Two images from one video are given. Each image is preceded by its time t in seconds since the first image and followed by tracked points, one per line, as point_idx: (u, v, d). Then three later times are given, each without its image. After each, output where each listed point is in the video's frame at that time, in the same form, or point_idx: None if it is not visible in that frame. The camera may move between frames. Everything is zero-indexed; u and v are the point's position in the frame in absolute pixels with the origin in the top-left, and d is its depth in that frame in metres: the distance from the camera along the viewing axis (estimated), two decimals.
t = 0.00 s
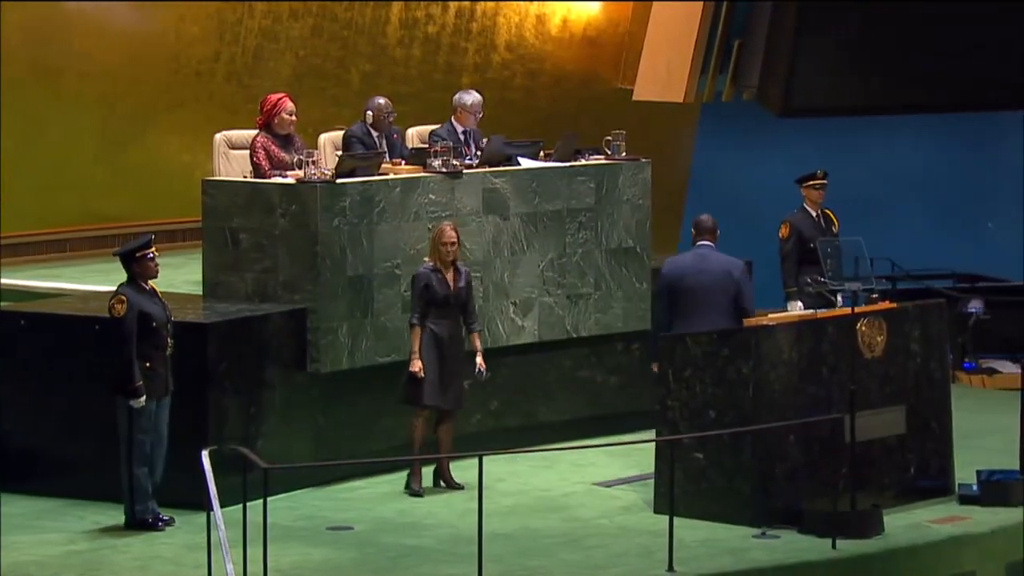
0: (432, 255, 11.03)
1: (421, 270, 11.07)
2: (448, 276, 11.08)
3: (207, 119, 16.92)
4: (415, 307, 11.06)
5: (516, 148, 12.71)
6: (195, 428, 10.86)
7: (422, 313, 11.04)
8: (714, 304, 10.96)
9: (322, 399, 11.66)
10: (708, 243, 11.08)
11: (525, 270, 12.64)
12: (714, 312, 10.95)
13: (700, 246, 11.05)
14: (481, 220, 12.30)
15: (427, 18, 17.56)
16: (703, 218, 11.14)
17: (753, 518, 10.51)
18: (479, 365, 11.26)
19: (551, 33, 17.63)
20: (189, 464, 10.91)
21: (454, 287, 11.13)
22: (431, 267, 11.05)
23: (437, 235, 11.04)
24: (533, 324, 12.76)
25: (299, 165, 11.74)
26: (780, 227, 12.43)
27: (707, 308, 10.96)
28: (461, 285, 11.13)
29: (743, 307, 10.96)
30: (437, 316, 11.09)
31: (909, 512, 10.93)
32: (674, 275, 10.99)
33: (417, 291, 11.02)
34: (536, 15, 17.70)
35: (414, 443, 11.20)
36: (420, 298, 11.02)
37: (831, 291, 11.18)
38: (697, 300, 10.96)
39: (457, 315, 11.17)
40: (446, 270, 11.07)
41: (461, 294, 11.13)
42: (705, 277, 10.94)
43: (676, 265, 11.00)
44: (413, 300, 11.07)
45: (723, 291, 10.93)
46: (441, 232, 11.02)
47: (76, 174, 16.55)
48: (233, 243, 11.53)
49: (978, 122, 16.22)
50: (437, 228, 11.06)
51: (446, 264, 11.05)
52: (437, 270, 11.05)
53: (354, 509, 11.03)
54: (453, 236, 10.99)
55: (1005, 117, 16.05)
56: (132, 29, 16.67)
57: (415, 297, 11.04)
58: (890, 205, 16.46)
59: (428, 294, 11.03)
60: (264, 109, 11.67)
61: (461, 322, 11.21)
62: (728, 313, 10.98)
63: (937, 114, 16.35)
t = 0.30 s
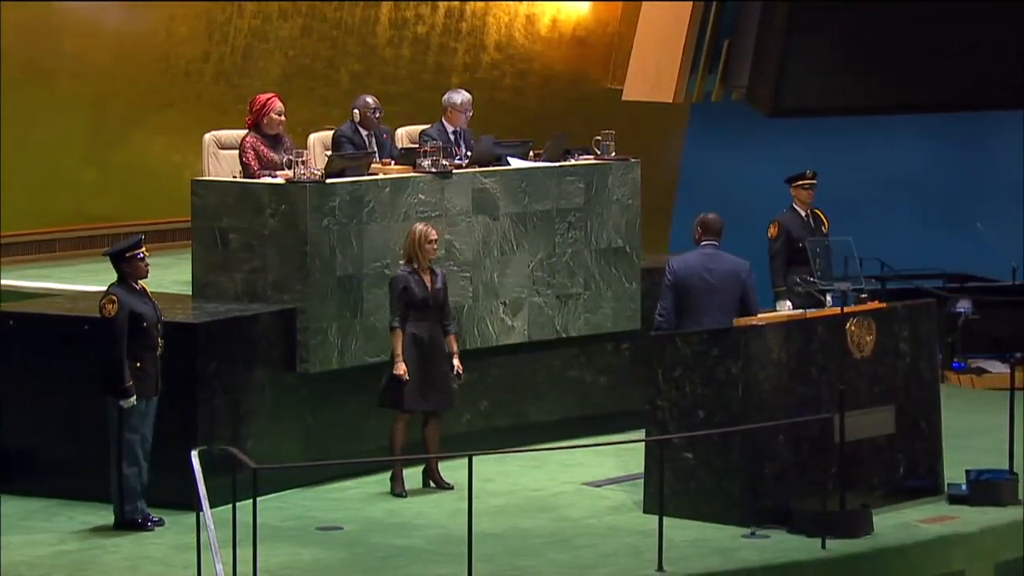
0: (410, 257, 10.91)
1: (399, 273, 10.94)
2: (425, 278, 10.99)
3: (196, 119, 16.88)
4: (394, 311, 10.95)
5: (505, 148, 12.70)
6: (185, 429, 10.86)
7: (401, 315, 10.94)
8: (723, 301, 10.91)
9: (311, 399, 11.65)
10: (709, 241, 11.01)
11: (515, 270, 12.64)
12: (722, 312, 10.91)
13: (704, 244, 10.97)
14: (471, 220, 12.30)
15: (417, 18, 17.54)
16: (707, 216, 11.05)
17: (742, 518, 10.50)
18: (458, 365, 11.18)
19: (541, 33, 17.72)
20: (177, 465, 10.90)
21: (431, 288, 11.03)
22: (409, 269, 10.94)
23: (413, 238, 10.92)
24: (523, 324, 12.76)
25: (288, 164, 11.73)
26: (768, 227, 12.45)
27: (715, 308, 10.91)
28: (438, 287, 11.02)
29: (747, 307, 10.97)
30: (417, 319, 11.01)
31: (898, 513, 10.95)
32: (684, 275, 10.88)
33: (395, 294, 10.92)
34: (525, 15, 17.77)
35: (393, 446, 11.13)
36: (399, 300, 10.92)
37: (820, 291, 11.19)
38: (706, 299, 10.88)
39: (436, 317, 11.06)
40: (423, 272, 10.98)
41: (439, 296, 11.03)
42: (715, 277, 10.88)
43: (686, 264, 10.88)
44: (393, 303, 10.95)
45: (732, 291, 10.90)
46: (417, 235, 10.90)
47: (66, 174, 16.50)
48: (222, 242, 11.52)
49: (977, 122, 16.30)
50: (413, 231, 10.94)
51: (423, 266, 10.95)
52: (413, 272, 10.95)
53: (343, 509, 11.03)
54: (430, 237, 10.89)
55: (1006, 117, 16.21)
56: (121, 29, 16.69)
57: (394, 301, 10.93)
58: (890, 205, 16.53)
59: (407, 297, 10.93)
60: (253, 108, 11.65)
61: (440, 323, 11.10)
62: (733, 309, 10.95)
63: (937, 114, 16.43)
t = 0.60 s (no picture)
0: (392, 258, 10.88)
1: (380, 274, 10.91)
2: (406, 280, 10.95)
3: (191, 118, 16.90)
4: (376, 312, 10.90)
5: (500, 148, 12.73)
6: (180, 429, 10.86)
7: (384, 318, 10.90)
8: (722, 300, 10.94)
9: (306, 399, 11.64)
10: (706, 240, 11.02)
11: (510, 270, 12.65)
12: (722, 308, 10.95)
13: (703, 244, 10.98)
14: (465, 219, 12.29)
15: (412, 19, 17.50)
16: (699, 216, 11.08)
17: (737, 518, 10.50)
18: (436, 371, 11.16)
19: (536, 33, 17.72)
20: (172, 464, 10.89)
21: (412, 290, 10.98)
22: (391, 270, 10.91)
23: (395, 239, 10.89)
24: (517, 324, 12.77)
25: (283, 164, 11.74)
26: (763, 227, 12.44)
27: (714, 306, 10.93)
28: (419, 288, 10.99)
29: (745, 304, 11.03)
30: (398, 321, 10.96)
31: (893, 512, 10.96)
32: (686, 273, 10.87)
33: (377, 295, 10.87)
34: (519, 15, 17.74)
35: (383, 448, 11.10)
36: (381, 303, 10.88)
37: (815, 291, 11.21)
38: (707, 297, 10.91)
39: (416, 319, 11.03)
40: (404, 274, 10.94)
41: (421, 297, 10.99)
42: (717, 275, 10.91)
43: (688, 263, 10.87)
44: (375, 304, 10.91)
45: (733, 289, 10.95)
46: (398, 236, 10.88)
47: (62, 173, 16.52)
48: (217, 242, 11.52)
49: (977, 121, 16.13)
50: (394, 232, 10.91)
51: (406, 267, 10.92)
52: (394, 274, 10.92)
53: (339, 509, 11.02)
54: (412, 239, 10.87)
55: (1008, 118, 15.99)
56: (115, 29, 16.65)
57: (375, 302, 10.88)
58: (889, 205, 16.48)
59: (389, 299, 10.89)
60: (248, 109, 11.67)
61: (420, 326, 11.06)
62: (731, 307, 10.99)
63: (938, 114, 16.34)
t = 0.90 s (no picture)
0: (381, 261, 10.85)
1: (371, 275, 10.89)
2: (397, 282, 10.94)
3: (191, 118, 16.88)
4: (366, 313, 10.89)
5: (500, 148, 12.74)
6: (180, 429, 10.86)
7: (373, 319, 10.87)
8: (721, 300, 10.92)
9: (306, 399, 11.64)
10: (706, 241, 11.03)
11: (509, 270, 12.65)
12: (722, 308, 10.93)
13: (702, 244, 10.99)
14: (465, 219, 12.29)
15: (412, 18, 17.50)
16: (697, 219, 11.12)
17: (737, 518, 10.50)
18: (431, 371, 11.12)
19: (536, 33, 17.73)
20: (172, 465, 10.89)
21: (403, 292, 10.97)
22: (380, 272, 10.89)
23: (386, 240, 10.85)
24: (517, 323, 12.77)
25: (283, 164, 11.73)
26: (763, 227, 12.44)
27: (712, 306, 10.91)
28: (410, 290, 10.98)
29: (746, 303, 11.00)
30: (389, 323, 10.94)
31: (892, 512, 10.96)
32: (683, 273, 10.88)
33: (365, 296, 10.87)
34: (519, 15, 17.76)
35: (379, 448, 11.08)
36: (370, 304, 10.86)
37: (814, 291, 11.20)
38: (706, 297, 10.90)
39: (408, 319, 11.02)
40: (395, 276, 10.93)
41: (411, 299, 10.99)
42: (715, 275, 10.90)
43: (686, 263, 10.88)
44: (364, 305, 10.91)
45: (733, 289, 10.92)
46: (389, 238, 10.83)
47: (62, 174, 16.52)
48: (217, 243, 11.52)
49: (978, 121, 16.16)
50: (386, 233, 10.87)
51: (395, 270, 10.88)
52: (384, 276, 10.91)
53: (338, 509, 11.02)
54: (402, 241, 10.82)
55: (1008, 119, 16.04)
56: (114, 30, 16.65)
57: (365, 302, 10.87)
58: (889, 205, 16.45)
59: (378, 301, 10.88)
60: (248, 109, 11.66)
61: (413, 325, 11.06)
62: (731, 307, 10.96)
63: (938, 114, 16.35)
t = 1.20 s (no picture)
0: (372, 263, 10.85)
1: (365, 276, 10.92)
2: (390, 284, 10.87)
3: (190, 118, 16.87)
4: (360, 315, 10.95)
5: (500, 148, 12.75)
6: (179, 429, 10.86)
7: (366, 321, 10.92)
8: (722, 300, 10.91)
9: (306, 399, 11.63)
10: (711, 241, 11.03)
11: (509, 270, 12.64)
12: (722, 308, 10.92)
13: (706, 244, 11.00)
14: (465, 219, 12.29)
15: (412, 18, 17.50)
16: (706, 218, 11.12)
17: (737, 518, 10.50)
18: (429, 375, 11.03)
19: (535, 33, 17.66)
20: (171, 464, 10.89)
21: (396, 295, 10.89)
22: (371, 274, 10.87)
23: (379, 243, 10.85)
24: (517, 323, 12.77)
25: (283, 164, 11.73)
26: (762, 227, 12.44)
27: (712, 305, 10.91)
28: (403, 294, 10.87)
29: (747, 304, 10.97)
30: (383, 326, 10.92)
31: (892, 512, 10.95)
32: (683, 272, 10.91)
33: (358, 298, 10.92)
34: (519, 15, 17.70)
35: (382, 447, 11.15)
36: (362, 306, 10.91)
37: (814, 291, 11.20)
38: (706, 296, 10.90)
39: (404, 323, 10.94)
40: (388, 279, 10.86)
41: (404, 302, 10.89)
42: (715, 275, 10.89)
43: (686, 262, 10.90)
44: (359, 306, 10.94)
45: (733, 289, 10.91)
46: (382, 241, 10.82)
47: (61, 173, 16.51)
48: (217, 243, 11.53)
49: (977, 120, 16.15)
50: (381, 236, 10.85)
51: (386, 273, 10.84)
52: (378, 278, 10.87)
53: (338, 509, 11.02)
54: (391, 246, 10.77)
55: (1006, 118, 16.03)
56: (113, 29, 16.67)
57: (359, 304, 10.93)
58: (889, 205, 16.45)
59: (370, 304, 10.88)
60: (248, 109, 11.64)
61: (411, 329, 10.98)
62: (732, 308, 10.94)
63: (938, 114, 16.34)
